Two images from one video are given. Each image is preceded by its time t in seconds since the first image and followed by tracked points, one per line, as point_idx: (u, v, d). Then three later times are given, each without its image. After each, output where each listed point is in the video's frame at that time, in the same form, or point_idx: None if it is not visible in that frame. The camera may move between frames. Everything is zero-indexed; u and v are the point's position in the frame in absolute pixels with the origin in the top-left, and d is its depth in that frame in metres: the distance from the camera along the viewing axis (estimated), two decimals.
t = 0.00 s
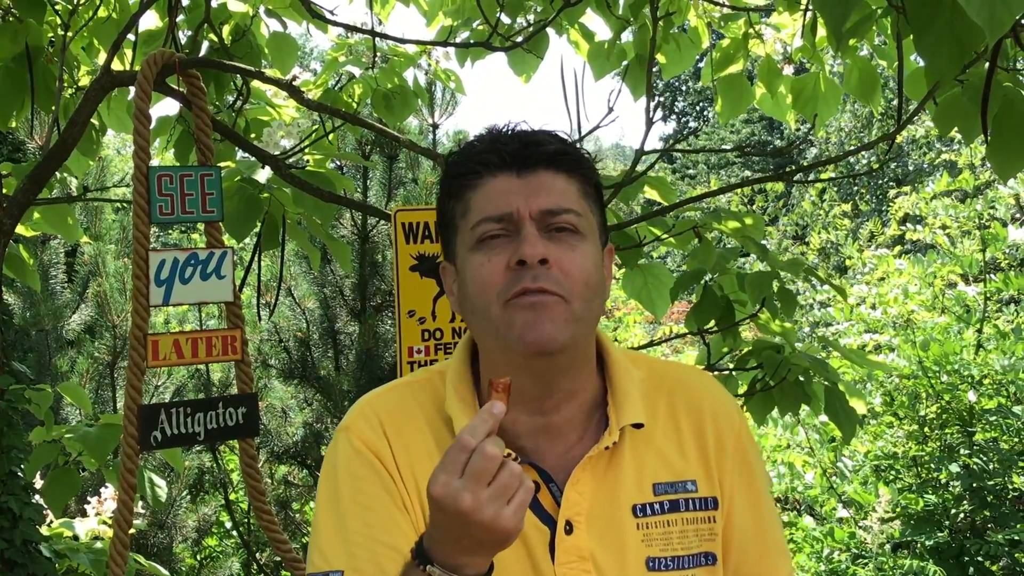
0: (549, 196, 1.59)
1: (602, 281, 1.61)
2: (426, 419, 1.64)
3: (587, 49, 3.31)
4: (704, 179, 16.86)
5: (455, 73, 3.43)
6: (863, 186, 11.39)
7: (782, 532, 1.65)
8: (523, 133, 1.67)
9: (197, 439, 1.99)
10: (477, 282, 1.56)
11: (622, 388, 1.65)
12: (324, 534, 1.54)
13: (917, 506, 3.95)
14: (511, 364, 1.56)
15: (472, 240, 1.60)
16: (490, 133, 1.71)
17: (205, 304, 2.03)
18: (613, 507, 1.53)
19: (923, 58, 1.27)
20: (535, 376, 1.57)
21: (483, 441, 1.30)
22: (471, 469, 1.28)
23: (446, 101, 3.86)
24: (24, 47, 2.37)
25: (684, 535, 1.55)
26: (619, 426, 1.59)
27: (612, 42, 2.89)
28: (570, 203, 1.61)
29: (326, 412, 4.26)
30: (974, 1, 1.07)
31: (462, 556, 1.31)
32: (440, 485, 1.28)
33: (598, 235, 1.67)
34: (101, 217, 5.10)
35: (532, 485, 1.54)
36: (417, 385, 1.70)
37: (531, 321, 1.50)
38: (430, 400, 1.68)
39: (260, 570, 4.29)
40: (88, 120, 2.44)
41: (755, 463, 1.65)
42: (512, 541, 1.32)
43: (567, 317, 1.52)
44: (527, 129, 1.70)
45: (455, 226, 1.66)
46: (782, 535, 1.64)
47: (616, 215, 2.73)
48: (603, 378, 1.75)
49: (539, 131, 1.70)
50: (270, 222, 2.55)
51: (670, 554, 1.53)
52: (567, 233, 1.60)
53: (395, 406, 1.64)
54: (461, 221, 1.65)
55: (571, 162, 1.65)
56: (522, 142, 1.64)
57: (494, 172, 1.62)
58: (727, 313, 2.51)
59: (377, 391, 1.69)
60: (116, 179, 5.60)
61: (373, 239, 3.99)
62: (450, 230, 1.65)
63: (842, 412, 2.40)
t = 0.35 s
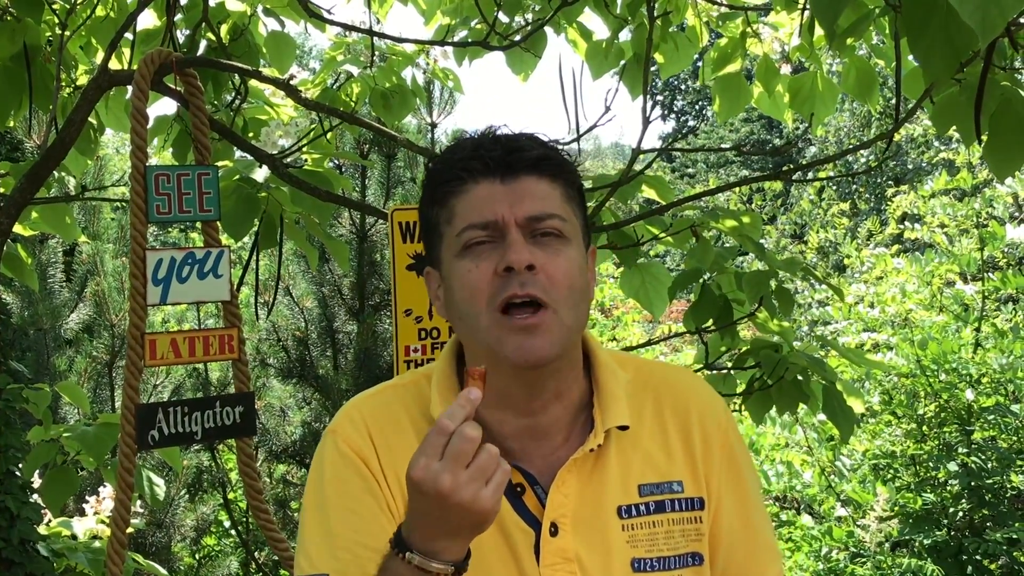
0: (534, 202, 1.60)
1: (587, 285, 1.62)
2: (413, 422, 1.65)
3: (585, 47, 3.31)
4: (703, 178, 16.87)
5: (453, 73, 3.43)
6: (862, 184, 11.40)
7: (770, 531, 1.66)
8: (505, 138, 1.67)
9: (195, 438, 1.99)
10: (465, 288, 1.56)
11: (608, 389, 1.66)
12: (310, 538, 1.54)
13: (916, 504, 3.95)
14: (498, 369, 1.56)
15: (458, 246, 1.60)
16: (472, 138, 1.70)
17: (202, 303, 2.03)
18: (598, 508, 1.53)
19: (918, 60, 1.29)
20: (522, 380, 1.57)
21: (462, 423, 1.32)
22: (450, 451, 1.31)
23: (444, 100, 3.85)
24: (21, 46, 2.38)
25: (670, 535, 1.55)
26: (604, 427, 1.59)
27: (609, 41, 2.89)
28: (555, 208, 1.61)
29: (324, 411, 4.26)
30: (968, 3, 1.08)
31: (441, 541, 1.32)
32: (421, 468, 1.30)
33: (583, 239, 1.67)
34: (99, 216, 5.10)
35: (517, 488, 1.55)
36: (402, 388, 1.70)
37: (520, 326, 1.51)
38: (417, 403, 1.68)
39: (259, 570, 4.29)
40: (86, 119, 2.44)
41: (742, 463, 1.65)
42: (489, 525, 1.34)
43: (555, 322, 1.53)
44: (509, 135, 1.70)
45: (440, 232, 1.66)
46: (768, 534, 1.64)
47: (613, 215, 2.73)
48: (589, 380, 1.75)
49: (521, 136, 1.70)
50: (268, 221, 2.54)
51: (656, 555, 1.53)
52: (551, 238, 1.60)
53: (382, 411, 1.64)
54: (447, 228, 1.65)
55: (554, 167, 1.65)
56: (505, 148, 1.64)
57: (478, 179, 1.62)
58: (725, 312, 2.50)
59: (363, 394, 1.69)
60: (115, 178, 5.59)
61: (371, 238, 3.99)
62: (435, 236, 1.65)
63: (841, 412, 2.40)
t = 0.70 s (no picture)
0: (524, 202, 1.59)
1: (578, 283, 1.62)
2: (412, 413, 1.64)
3: (585, 42, 3.30)
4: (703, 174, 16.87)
5: (453, 67, 3.42)
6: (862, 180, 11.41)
7: (765, 516, 1.66)
8: (495, 138, 1.66)
9: (194, 433, 1.99)
10: (456, 287, 1.57)
11: (604, 379, 1.66)
12: (310, 529, 1.55)
13: (916, 499, 3.96)
14: (490, 364, 1.57)
15: (449, 247, 1.60)
16: (463, 137, 1.69)
17: (201, 299, 2.02)
18: (595, 495, 1.53)
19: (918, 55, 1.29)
20: (515, 375, 1.57)
21: (453, 437, 1.31)
22: (441, 465, 1.30)
23: (444, 95, 3.85)
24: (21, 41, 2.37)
25: (666, 521, 1.56)
26: (600, 415, 1.59)
27: (609, 37, 2.89)
28: (545, 208, 1.60)
29: (324, 406, 4.26)
30: None
31: (435, 549, 1.33)
32: (412, 480, 1.30)
33: (575, 236, 1.67)
34: (99, 212, 5.10)
35: (515, 476, 1.55)
36: (401, 380, 1.70)
37: (510, 325, 1.51)
38: (416, 394, 1.68)
39: (259, 565, 4.29)
40: (85, 114, 2.43)
41: (738, 449, 1.66)
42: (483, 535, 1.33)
43: (544, 322, 1.53)
44: (501, 133, 1.69)
45: (432, 232, 1.66)
46: (764, 519, 1.65)
47: (613, 210, 2.73)
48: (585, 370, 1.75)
49: (512, 134, 1.69)
50: (267, 217, 2.54)
51: (654, 541, 1.54)
52: (542, 238, 1.60)
53: (381, 403, 1.65)
54: (438, 228, 1.65)
55: (547, 168, 1.64)
56: (495, 150, 1.62)
57: (468, 180, 1.61)
58: (725, 308, 2.50)
59: (363, 387, 1.70)
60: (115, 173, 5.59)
61: (371, 233, 3.99)
62: (427, 237, 1.65)
63: (841, 408, 2.41)
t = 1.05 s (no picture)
0: (549, 191, 1.60)
1: (600, 276, 1.62)
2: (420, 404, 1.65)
3: (586, 36, 3.29)
4: (703, 168, 16.85)
5: (453, 61, 3.42)
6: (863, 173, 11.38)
7: (772, 510, 1.66)
8: (520, 128, 1.67)
9: (196, 427, 2.00)
10: (481, 275, 1.56)
11: (614, 371, 1.66)
12: (310, 515, 1.55)
13: (917, 493, 3.96)
14: (511, 356, 1.56)
15: (474, 234, 1.60)
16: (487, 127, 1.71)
17: (202, 293, 2.02)
18: (602, 487, 1.53)
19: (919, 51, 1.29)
20: (535, 367, 1.57)
21: (438, 417, 1.34)
22: (424, 442, 1.32)
23: (445, 88, 3.83)
24: (21, 36, 2.37)
25: (673, 514, 1.55)
26: (609, 407, 1.60)
27: (610, 30, 2.88)
28: (570, 198, 1.62)
29: (325, 400, 4.27)
30: None
31: (416, 532, 1.34)
32: (395, 458, 1.32)
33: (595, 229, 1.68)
34: (99, 206, 5.10)
35: (522, 468, 1.55)
36: (413, 369, 1.71)
37: (536, 316, 1.50)
38: (425, 385, 1.68)
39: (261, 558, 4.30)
40: (86, 108, 2.43)
41: (745, 442, 1.66)
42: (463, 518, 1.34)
43: (570, 314, 1.51)
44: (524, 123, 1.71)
45: (452, 220, 1.66)
46: (771, 512, 1.65)
47: (614, 204, 2.72)
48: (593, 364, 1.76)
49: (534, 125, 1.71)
50: (268, 211, 2.53)
51: (660, 533, 1.53)
52: (566, 229, 1.61)
53: (390, 393, 1.65)
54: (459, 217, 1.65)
55: (569, 158, 1.66)
56: (521, 138, 1.64)
57: (493, 168, 1.62)
58: (726, 302, 2.50)
59: (372, 376, 1.70)
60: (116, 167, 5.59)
61: (372, 227, 3.98)
62: (448, 225, 1.65)
63: (842, 400, 2.41)
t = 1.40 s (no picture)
0: (527, 197, 1.59)
1: (582, 280, 1.61)
2: (417, 406, 1.65)
3: (586, 35, 3.29)
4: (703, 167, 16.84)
5: (453, 60, 3.42)
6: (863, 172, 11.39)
7: (773, 513, 1.66)
8: (503, 133, 1.65)
9: (196, 426, 1.99)
10: (459, 284, 1.57)
11: (610, 372, 1.66)
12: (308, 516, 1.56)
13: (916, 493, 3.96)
14: (491, 361, 1.58)
15: (455, 242, 1.61)
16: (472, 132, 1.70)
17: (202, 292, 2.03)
18: (597, 488, 1.53)
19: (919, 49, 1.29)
20: (515, 372, 1.58)
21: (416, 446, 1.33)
22: (401, 473, 1.31)
23: (444, 87, 3.83)
24: (21, 35, 2.37)
25: (669, 515, 1.55)
26: (604, 409, 1.60)
27: (610, 29, 2.88)
28: (549, 205, 1.59)
29: (324, 399, 4.27)
30: None
31: (400, 554, 1.35)
32: (373, 487, 1.32)
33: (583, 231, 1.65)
34: (98, 205, 5.09)
35: (517, 468, 1.55)
36: (412, 370, 1.71)
37: (506, 324, 1.51)
38: (423, 386, 1.68)
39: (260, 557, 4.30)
40: (85, 107, 2.43)
41: (745, 444, 1.65)
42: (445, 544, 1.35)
43: (541, 322, 1.52)
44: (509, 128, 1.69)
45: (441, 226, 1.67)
46: (772, 514, 1.64)
47: (614, 203, 2.72)
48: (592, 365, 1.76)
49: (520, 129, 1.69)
50: (268, 210, 2.53)
51: (655, 534, 1.53)
52: (544, 235, 1.59)
53: (389, 394, 1.65)
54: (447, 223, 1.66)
55: (551, 163, 1.63)
56: (500, 145, 1.62)
57: (474, 175, 1.62)
58: (727, 301, 2.50)
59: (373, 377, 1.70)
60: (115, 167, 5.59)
61: (371, 227, 3.98)
62: (436, 231, 1.66)
63: (842, 398, 2.41)
